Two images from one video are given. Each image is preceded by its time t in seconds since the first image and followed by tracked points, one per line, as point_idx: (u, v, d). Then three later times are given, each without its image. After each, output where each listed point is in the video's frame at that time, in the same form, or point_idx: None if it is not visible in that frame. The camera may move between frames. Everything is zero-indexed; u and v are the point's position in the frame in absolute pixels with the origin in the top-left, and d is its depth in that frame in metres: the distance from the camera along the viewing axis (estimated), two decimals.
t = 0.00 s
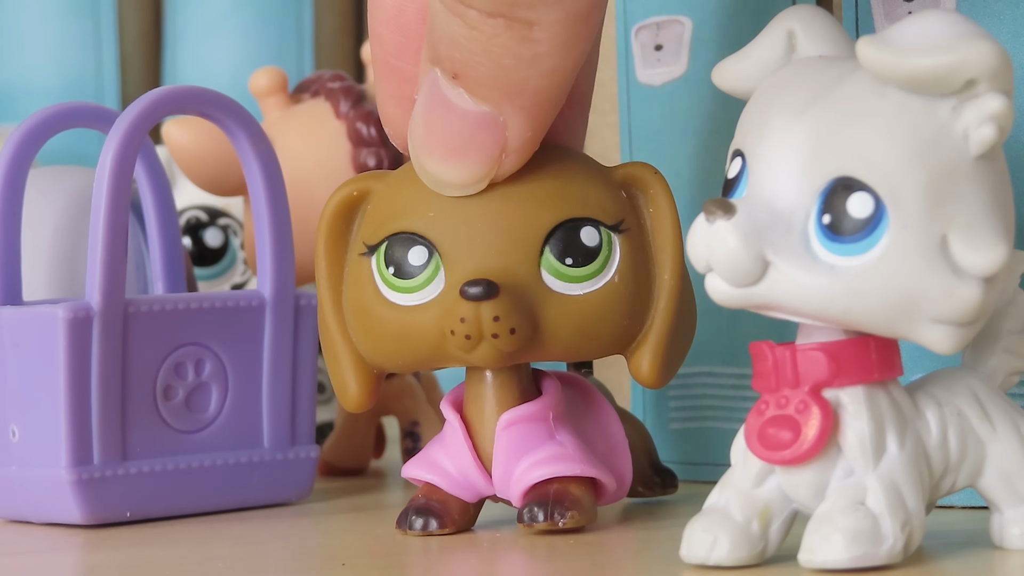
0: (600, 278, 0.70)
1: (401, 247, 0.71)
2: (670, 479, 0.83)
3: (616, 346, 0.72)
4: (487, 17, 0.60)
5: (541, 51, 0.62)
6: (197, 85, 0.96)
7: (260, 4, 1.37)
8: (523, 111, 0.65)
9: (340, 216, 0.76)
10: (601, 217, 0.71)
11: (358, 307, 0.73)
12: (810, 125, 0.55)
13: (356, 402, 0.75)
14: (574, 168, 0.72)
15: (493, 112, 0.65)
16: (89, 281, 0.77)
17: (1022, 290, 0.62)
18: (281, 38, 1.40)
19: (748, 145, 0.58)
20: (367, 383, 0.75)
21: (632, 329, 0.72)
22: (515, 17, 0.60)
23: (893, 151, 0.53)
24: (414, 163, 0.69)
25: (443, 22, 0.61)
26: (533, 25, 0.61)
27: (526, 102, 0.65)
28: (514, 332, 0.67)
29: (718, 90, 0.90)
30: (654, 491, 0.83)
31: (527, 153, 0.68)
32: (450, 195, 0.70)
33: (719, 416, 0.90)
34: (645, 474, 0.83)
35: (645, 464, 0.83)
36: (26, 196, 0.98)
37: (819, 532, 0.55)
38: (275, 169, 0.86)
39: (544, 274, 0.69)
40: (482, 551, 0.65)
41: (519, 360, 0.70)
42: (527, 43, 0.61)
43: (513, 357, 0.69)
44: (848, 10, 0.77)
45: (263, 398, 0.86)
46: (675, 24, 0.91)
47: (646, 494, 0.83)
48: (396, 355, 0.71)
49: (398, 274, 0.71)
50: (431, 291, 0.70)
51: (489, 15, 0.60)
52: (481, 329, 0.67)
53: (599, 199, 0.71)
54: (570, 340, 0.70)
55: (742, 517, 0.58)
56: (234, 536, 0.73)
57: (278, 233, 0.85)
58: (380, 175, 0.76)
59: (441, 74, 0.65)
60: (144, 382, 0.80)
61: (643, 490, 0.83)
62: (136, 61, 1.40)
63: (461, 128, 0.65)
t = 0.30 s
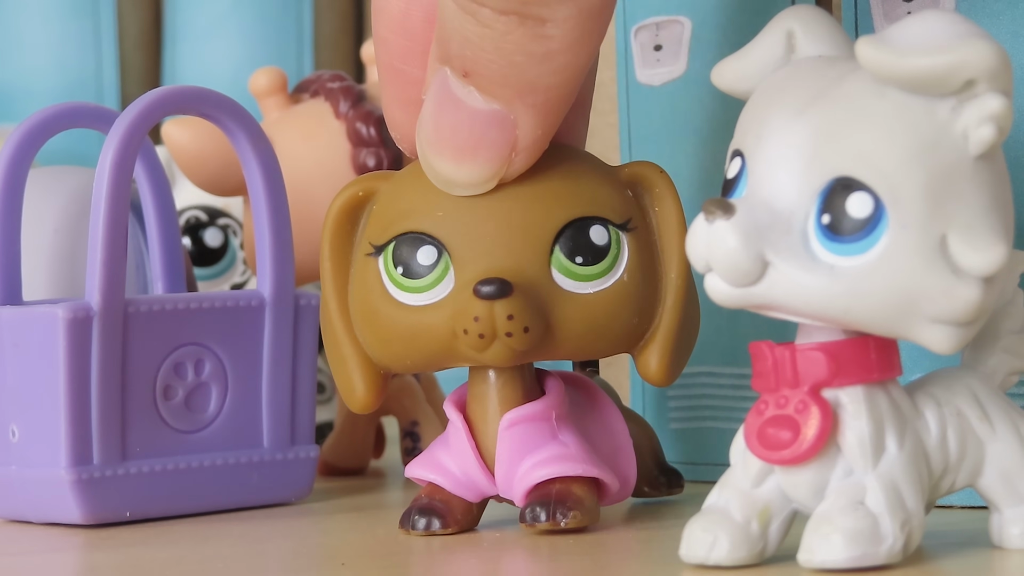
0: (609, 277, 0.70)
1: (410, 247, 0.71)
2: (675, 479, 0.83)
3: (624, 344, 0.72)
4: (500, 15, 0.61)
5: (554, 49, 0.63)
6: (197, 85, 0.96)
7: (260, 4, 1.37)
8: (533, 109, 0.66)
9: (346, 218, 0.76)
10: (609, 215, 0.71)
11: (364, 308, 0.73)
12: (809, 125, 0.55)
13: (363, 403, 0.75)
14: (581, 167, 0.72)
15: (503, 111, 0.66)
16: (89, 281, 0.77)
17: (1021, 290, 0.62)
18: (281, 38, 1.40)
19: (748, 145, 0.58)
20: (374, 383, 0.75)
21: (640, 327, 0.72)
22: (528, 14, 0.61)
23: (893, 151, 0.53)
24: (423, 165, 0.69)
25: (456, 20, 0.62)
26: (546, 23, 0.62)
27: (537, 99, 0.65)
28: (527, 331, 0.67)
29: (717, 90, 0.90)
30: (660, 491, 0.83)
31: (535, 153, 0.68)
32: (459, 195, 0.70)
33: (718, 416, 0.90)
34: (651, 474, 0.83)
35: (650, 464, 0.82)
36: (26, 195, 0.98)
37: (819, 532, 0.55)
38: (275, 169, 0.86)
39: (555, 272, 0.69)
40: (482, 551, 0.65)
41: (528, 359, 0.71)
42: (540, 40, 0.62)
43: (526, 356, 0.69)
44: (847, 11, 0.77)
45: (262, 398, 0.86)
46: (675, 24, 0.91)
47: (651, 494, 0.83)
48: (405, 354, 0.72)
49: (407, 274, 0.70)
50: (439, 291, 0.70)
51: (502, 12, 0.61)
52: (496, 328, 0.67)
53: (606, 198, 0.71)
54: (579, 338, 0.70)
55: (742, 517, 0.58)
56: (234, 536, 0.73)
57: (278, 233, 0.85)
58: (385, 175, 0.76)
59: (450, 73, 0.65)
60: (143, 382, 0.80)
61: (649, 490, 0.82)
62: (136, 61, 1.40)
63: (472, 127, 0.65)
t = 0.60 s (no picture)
0: (554, 285, 0.68)
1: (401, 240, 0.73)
2: (692, 480, 0.82)
3: (575, 353, 0.69)
4: (471, 22, 0.61)
5: (524, 58, 0.63)
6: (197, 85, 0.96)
7: (259, 4, 1.37)
8: (505, 116, 0.67)
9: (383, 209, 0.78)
10: (564, 223, 0.68)
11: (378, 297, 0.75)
12: (809, 125, 0.56)
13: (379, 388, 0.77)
14: (559, 172, 0.70)
15: (476, 115, 0.67)
16: (89, 281, 0.77)
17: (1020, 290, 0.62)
18: (281, 38, 1.39)
19: (748, 145, 0.58)
20: (392, 372, 0.77)
21: (593, 339, 0.69)
22: (499, 24, 0.61)
23: (893, 151, 0.53)
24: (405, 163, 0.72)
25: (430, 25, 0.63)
26: (516, 33, 0.62)
27: (507, 107, 0.66)
28: (439, 334, 0.67)
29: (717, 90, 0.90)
30: (675, 492, 0.82)
31: (512, 155, 0.69)
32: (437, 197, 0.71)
33: (719, 415, 0.90)
34: (667, 475, 0.82)
35: (667, 464, 0.82)
36: (26, 196, 0.98)
37: (818, 532, 0.55)
38: (275, 169, 0.86)
39: (496, 276, 0.69)
40: (482, 551, 0.65)
41: (476, 360, 0.71)
42: (509, 50, 0.62)
43: (460, 357, 0.70)
44: (848, 10, 0.78)
45: (262, 398, 0.86)
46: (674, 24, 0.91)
47: (667, 495, 0.82)
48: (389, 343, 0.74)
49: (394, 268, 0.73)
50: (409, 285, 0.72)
51: (473, 20, 0.61)
52: (412, 326, 0.68)
53: (568, 205, 0.69)
54: (515, 345, 0.69)
55: (741, 517, 0.58)
56: (234, 536, 0.73)
57: (278, 233, 0.85)
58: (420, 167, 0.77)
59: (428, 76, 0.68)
60: (143, 382, 0.80)
61: (663, 491, 0.81)
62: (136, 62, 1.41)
63: (444, 129, 0.67)
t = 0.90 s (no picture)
0: (548, 283, 0.68)
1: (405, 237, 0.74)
2: (703, 480, 0.82)
3: (570, 351, 0.69)
4: (466, 26, 0.61)
5: (519, 63, 0.63)
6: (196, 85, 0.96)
7: (259, 4, 1.37)
8: (504, 119, 0.67)
9: (398, 205, 0.78)
10: (560, 221, 0.68)
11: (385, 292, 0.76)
12: (809, 125, 0.56)
13: (386, 385, 0.77)
14: (559, 172, 0.70)
15: (475, 117, 0.67)
16: (89, 281, 0.77)
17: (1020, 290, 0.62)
18: (281, 38, 1.39)
19: (748, 145, 0.58)
20: (400, 372, 0.77)
21: (586, 338, 0.68)
22: (492, 28, 0.61)
23: (893, 151, 0.53)
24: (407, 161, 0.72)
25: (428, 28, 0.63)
26: (510, 38, 0.61)
27: (506, 110, 0.66)
28: (433, 327, 0.68)
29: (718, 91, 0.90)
30: (685, 493, 0.81)
31: (512, 154, 0.69)
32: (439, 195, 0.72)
33: (719, 415, 0.90)
34: (678, 474, 0.81)
35: (678, 463, 0.81)
36: (26, 195, 0.98)
37: (818, 532, 0.55)
38: (275, 169, 0.86)
39: (492, 274, 0.69)
40: (482, 551, 0.65)
41: (473, 357, 0.71)
42: (504, 55, 0.62)
43: (455, 353, 0.70)
44: (848, 11, 0.78)
45: (262, 398, 0.86)
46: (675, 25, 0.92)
47: (679, 495, 0.82)
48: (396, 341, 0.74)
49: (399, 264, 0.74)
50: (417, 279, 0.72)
51: (468, 23, 0.61)
52: (407, 320, 0.69)
53: (566, 204, 0.69)
54: (509, 343, 0.69)
55: (742, 517, 0.58)
56: (233, 536, 0.73)
57: (278, 234, 0.85)
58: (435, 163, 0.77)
59: (429, 78, 0.67)
60: (144, 382, 0.80)
61: (674, 491, 0.81)
62: (136, 63, 1.41)
63: (445, 130, 0.67)
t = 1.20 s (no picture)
0: (567, 277, 0.68)
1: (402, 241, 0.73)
2: (700, 480, 0.82)
3: (588, 346, 0.69)
4: (473, 24, 0.62)
5: (527, 60, 0.63)
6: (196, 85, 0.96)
7: (259, 4, 1.37)
8: (511, 117, 0.67)
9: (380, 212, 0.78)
10: (577, 216, 0.68)
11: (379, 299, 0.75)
12: (809, 125, 0.56)
13: (377, 392, 0.77)
14: (568, 168, 0.70)
15: (482, 116, 0.67)
16: (89, 281, 0.77)
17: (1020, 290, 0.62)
18: (281, 38, 1.39)
19: (748, 145, 0.58)
20: (389, 377, 0.77)
21: (605, 332, 0.69)
22: (501, 26, 0.62)
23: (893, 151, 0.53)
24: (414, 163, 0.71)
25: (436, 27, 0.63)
26: (518, 35, 0.62)
27: (512, 108, 0.66)
28: (454, 325, 0.67)
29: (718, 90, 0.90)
30: (683, 493, 0.81)
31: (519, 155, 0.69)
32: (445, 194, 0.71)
33: (719, 416, 0.90)
34: (675, 474, 0.81)
35: (676, 463, 0.81)
36: (26, 195, 0.98)
37: (819, 532, 0.55)
38: (275, 169, 0.86)
39: (508, 270, 0.68)
40: (482, 551, 0.65)
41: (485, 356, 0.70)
42: (512, 52, 0.63)
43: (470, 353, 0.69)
44: (848, 11, 0.78)
45: (262, 399, 0.86)
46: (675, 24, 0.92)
47: (676, 495, 0.81)
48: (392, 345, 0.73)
49: (396, 268, 0.73)
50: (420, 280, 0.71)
51: (475, 22, 0.62)
52: (425, 320, 0.67)
53: (581, 199, 0.69)
54: (527, 339, 0.69)
55: (742, 517, 0.58)
56: (233, 536, 0.73)
57: (278, 235, 0.85)
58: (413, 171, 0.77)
59: (437, 77, 0.68)
60: (144, 382, 0.80)
61: (672, 491, 0.81)
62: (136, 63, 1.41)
63: (450, 128, 0.67)
